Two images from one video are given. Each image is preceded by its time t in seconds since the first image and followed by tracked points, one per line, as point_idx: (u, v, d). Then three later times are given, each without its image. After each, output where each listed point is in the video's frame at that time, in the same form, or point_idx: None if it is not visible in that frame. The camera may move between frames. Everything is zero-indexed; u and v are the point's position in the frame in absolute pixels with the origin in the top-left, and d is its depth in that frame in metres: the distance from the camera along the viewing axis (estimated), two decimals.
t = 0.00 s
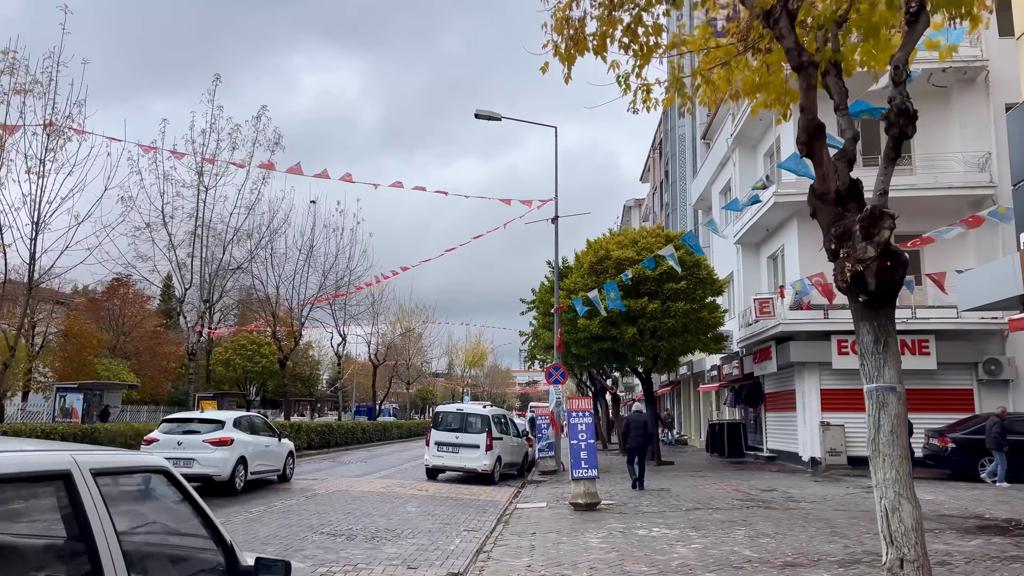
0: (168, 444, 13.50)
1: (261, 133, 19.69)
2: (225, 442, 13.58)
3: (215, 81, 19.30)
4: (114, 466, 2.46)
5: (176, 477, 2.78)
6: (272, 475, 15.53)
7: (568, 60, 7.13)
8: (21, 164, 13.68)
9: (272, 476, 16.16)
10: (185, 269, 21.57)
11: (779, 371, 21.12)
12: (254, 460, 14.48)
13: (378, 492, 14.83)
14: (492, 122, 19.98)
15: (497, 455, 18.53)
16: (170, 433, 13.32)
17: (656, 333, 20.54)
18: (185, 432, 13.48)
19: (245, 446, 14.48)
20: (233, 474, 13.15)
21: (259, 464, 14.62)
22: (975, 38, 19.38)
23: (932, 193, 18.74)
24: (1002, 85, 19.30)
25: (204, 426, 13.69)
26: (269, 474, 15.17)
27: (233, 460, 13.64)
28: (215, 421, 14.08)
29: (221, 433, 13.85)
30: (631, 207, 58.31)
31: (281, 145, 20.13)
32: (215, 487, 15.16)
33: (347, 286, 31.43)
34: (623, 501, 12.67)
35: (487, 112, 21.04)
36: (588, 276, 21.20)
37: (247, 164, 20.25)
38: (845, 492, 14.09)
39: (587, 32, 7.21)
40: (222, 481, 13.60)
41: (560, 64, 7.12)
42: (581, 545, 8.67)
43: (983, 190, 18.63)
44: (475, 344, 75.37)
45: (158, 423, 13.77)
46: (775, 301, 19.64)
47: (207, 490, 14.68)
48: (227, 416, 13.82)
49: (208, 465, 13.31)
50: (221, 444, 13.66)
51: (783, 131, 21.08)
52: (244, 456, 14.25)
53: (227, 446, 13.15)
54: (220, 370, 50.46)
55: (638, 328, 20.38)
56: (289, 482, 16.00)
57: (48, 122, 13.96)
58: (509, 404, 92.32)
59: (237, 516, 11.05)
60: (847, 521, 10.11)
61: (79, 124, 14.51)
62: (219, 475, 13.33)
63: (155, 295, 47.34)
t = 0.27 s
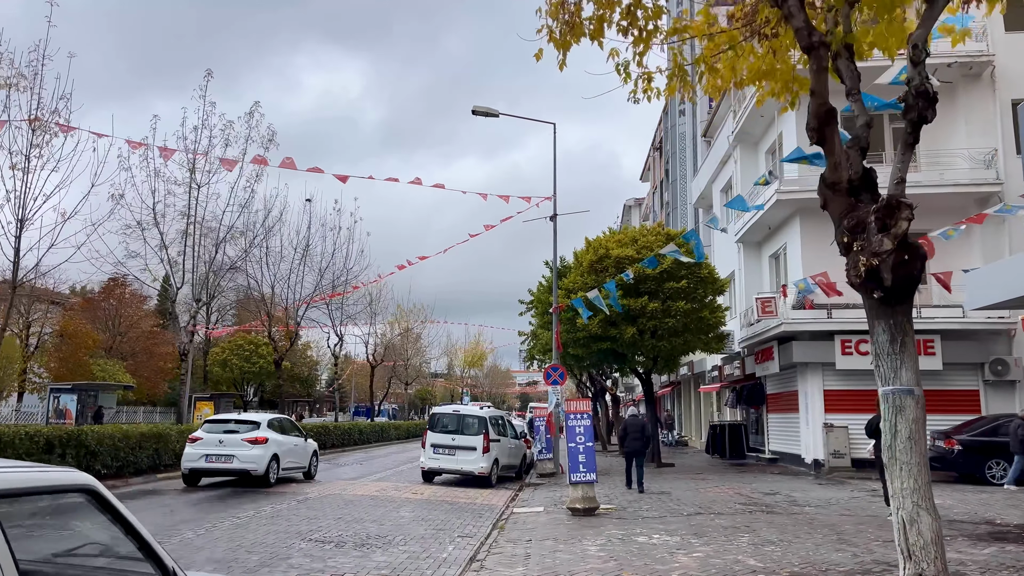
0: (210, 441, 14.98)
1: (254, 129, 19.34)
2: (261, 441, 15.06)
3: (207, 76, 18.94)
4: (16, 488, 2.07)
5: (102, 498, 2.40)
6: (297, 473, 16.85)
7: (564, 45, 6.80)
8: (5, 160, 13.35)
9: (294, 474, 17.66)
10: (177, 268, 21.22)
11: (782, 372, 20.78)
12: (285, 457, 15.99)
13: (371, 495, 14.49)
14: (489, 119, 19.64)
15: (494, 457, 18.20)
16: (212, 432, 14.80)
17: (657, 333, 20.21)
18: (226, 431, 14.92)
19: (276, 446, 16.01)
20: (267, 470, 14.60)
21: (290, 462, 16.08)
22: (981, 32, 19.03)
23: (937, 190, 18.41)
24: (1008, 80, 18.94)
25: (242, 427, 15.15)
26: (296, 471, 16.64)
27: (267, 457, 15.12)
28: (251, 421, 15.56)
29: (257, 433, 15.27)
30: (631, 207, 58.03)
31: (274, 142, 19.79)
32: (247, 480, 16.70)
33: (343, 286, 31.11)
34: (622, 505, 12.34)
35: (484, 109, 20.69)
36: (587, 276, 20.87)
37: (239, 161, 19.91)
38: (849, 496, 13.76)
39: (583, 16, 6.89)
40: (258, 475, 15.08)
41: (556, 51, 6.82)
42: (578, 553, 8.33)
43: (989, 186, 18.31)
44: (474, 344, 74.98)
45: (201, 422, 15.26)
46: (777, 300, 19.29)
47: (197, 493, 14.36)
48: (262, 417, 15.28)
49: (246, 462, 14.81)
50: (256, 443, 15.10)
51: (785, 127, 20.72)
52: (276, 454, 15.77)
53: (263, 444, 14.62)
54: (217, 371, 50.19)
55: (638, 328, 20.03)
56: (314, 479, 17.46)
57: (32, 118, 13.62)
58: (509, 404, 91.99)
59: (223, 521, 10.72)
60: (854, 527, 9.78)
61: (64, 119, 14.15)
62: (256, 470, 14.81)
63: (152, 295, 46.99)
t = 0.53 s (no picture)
0: (243, 437, 16.66)
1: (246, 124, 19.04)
2: (289, 437, 16.68)
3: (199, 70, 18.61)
4: None
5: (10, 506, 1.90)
6: (320, 467, 18.49)
7: (556, 22, 6.49)
8: None
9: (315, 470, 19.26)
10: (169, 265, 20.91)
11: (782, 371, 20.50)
12: (309, 453, 17.60)
13: (363, 496, 14.17)
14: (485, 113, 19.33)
15: (490, 457, 17.88)
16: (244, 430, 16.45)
17: (656, 331, 19.89)
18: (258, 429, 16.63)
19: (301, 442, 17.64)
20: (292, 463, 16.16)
21: (313, 457, 17.71)
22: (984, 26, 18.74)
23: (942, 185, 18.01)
24: (1012, 74, 18.69)
25: (272, 425, 16.88)
26: (318, 466, 18.25)
27: (294, 452, 16.74)
28: (279, 420, 17.23)
29: (285, 430, 16.97)
30: (631, 207, 57.81)
31: (267, 137, 19.48)
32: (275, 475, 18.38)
33: (340, 284, 30.82)
34: (619, 506, 12.04)
35: (480, 103, 20.38)
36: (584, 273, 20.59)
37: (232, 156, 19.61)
38: (852, 496, 13.45)
39: None
40: (286, 468, 16.73)
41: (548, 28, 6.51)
42: (572, 556, 8.01)
43: (993, 182, 17.92)
44: (473, 343, 74.66)
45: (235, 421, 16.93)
46: (778, 297, 18.93)
47: (186, 493, 14.06)
48: (290, 416, 16.94)
49: (276, 456, 16.49)
50: (285, 439, 16.77)
51: (785, 122, 20.43)
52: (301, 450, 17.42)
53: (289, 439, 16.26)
54: (213, 371, 49.94)
55: (636, 326, 19.73)
56: (335, 473, 19.12)
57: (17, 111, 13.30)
58: (508, 404, 91.73)
59: (208, 522, 10.42)
60: (858, 529, 9.48)
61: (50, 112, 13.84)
62: (284, 463, 16.45)
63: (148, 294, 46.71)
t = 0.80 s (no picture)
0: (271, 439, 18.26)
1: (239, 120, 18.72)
2: (312, 438, 18.40)
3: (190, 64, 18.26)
4: None
5: None
6: (339, 464, 20.24)
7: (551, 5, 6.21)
8: None
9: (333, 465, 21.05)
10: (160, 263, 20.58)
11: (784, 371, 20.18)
12: (330, 452, 19.36)
13: (355, 500, 13.81)
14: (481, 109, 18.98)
15: (486, 459, 17.52)
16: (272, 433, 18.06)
17: (656, 330, 19.56)
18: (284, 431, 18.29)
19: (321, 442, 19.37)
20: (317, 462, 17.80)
21: (332, 455, 19.45)
22: (990, 20, 18.41)
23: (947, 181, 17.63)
24: (1018, 69, 18.36)
25: (295, 427, 18.56)
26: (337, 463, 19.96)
27: (317, 452, 18.45)
28: (302, 422, 18.93)
29: (308, 432, 18.65)
30: (631, 205, 57.45)
31: (259, 133, 19.16)
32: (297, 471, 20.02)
33: (336, 282, 30.49)
34: (618, 511, 11.69)
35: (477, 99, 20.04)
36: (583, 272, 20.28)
37: (224, 153, 19.28)
38: (857, 500, 13.11)
39: None
40: (310, 466, 18.44)
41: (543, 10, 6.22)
42: (568, 565, 7.67)
43: (1000, 178, 17.52)
44: (473, 343, 74.29)
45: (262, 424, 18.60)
46: (780, 296, 18.55)
47: (173, 497, 13.72)
48: (312, 419, 18.62)
49: (301, 455, 18.18)
50: (308, 440, 18.47)
51: (787, 118, 20.11)
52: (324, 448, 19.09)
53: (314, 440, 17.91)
54: (210, 371, 49.64)
55: (636, 326, 19.42)
56: (352, 469, 20.91)
57: None
58: (508, 405, 91.31)
59: (192, 528, 10.07)
60: (865, 535, 9.13)
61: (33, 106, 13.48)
62: (308, 462, 18.16)
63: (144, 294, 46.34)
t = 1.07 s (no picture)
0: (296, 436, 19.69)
1: (231, 113, 18.37)
2: (333, 435, 19.95)
3: (181, 56, 17.92)
4: None
5: None
6: (355, 461, 21.76)
7: None
8: None
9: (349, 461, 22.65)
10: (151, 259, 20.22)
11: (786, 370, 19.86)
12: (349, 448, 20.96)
13: (348, 501, 13.48)
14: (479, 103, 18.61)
15: (483, 459, 17.19)
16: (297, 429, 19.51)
17: (656, 328, 19.25)
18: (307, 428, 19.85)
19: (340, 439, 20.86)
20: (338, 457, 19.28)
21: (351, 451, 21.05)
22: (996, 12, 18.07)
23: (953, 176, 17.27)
24: None
25: (317, 425, 20.12)
26: (355, 459, 21.55)
27: (337, 447, 20.01)
28: (323, 420, 20.51)
29: (329, 429, 20.20)
30: (631, 204, 57.07)
31: (252, 127, 18.83)
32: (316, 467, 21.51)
33: (332, 280, 30.15)
34: (617, 512, 11.37)
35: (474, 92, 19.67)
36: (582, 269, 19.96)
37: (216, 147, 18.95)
38: (862, 501, 12.77)
39: None
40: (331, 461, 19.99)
41: None
42: (565, 570, 7.34)
43: (1006, 173, 17.19)
44: (472, 342, 73.88)
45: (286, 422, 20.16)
46: (782, 293, 18.40)
47: (161, 498, 13.38)
48: (332, 417, 20.20)
49: (323, 450, 19.75)
50: (329, 436, 20.02)
51: (789, 112, 19.76)
52: (342, 445, 20.59)
53: (335, 437, 19.36)
54: (206, 371, 49.29)
55: (635, 323, 19.11)
56: (368, 465, 22.52)
57: None
58: (507, 404, 91.02)
59: (176, 531, 9.73)
60: (873, 539, 8.80)
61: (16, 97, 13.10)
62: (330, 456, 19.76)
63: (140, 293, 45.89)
